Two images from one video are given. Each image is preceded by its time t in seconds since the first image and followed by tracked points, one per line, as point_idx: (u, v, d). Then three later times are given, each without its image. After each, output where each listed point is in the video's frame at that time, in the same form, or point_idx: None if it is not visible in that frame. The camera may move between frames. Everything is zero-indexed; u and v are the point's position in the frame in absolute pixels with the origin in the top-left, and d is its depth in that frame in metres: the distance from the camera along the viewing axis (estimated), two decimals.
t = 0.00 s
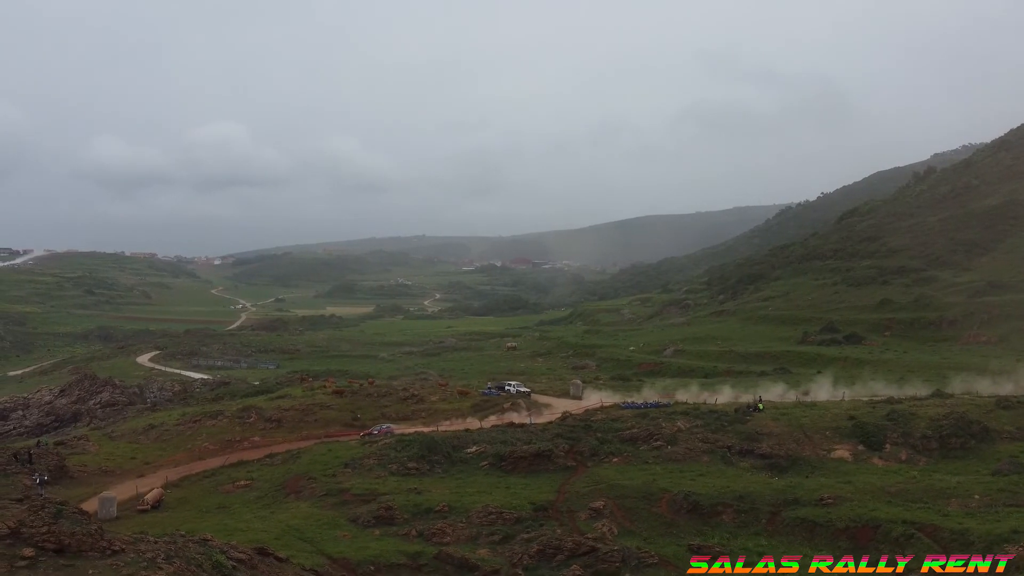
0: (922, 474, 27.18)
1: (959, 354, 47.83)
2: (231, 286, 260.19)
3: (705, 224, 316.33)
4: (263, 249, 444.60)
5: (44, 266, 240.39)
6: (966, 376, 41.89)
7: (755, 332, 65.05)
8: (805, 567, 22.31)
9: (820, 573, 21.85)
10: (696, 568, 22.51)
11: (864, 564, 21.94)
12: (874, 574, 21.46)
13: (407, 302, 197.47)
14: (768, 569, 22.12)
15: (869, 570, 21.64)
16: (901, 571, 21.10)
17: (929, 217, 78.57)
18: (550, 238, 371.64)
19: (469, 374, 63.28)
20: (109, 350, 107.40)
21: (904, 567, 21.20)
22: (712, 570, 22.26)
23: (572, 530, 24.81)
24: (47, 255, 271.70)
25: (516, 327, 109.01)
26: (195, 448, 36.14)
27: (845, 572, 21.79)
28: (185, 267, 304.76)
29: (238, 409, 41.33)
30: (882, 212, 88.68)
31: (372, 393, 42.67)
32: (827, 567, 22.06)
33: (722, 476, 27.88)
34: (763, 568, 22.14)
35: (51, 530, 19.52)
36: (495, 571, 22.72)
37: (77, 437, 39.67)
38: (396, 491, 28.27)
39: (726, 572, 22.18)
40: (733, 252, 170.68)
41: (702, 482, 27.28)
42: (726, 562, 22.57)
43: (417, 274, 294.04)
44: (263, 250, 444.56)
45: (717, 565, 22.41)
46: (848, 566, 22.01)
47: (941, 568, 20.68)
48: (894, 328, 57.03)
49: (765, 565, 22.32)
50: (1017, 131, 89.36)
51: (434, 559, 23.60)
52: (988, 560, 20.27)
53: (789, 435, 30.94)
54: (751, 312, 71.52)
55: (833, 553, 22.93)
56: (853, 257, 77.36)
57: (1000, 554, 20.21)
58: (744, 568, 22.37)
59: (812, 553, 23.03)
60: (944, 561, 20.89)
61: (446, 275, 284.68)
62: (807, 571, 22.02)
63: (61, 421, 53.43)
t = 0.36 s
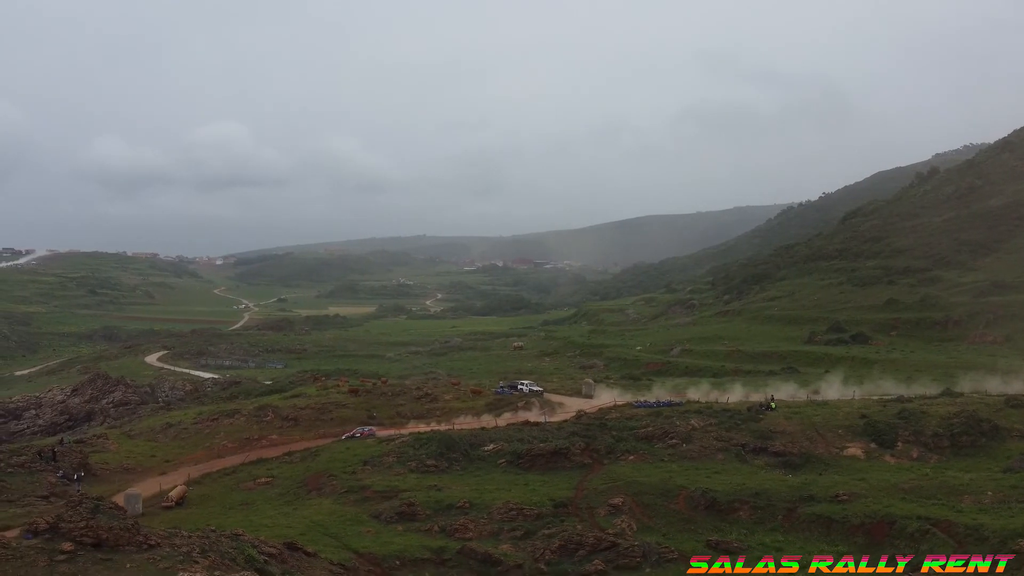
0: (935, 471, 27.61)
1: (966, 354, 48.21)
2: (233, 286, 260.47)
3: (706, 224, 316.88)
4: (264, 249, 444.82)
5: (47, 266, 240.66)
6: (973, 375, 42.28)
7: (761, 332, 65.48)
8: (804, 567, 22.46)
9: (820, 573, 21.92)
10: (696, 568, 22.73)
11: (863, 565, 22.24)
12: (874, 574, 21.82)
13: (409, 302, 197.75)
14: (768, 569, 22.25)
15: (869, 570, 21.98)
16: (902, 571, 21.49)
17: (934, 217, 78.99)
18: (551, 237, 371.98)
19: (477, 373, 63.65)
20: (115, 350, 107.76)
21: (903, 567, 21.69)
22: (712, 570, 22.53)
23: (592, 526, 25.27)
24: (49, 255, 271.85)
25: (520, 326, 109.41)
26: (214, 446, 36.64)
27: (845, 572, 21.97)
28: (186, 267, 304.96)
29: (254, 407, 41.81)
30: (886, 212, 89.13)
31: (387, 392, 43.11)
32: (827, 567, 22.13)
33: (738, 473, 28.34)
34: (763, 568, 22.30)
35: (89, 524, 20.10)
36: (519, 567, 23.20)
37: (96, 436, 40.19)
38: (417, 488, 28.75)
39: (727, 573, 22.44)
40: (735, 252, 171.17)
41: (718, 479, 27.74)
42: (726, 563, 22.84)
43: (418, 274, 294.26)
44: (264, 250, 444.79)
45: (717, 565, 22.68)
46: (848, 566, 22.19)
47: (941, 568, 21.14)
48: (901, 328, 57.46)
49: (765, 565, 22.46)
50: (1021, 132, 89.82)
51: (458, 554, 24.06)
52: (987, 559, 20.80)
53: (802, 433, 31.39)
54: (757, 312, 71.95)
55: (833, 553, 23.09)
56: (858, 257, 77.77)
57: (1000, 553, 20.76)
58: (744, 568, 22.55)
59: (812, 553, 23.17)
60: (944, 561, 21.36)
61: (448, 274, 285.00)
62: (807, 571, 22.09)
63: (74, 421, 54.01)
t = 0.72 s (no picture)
0: (947, 468, 28.07)
1: (973, 353, 48.67)
2: (235, 286, 260.92)
3: (707, 224, 317.43)
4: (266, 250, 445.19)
5: (50, 266, 241.08)
6: (980, 374, 42.77)
7: (768, 331, 65.99)
8: (804, 567, 22.66)
9: (820, 573, 22.15)
10: (695, 569, 22.84)
11: (863, 564, 22.38)
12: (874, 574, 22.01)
13: (412, 302, 198.13)
14: (768, 569, 22.55)
15: (869, 570, 22.15)
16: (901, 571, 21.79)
17: (938, 218, 79.54)
18: (553, 237, 372.40)
19: (486, 373, 64.14)
20: (122, 350, 108.25)
21: (904, 568, 21.97)
22: (712, 570, 22.73)
23: (612, 522, 25.75)
24: (52, 256, 272.26)
25: (525, 326, 109.89)
26: (233, 444, 37.19)
27: (845, 573, 22.10)
28: (188, 267, 305.41)
29: (271, 406, 42.30)
30: (890, 212, 89.64)
31: (401, 391, 43.58)
32: (827, 567, 22.36)
33: (753, 471, 28.83)
34: (763, 568, 22.60)
35: (126, 520, 20.68)
36: (542, 562, 23.67)
37: (115, 434, 40.78)
38: (438, 485, 29.25)
39: (727, 573, 22.71)
40: (738, 252, 171.76)
41: (735, 477, 28.23)
42: (726, 563, 23.10)
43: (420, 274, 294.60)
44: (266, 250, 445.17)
45: (717, 566, 22.94)
46: (848, 566, 22.30)
47: (941, 568, 21.53)
48: (907, 327, 57.97)
49: (765, 565, 22.75)
50: None
51: (482, 549, 24.55)
52: (987, 560, 21.26)
53: (815, 432, 31.92)
54: (763, 311, 72.45)
55: (832, 554, 23.26)
56: (863, 257, 78.29)
57: (999, 553, 21.24)
58: (744, 568, 22.85)
59: (824, 550, 23.56)
60: (944, 561, 21.73)
61: (450, 274, 285.57)
62: (807, 571, 22.35)
63: (89, 420, 54.91)
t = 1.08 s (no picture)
0: (959, 466, 28.53)
1: (979, 353, 49.12)
2: (238, 286, 261.49)
3: (709, 224, 317.99)
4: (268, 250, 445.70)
5: (53, 266, 241.56)
6: (988, 374, 43.25)
7: (775, 331, 66.46)
8: (805, 567, 23.01)
9: (820, 574, 22.55)
10: (696, 568, 23.02)
11: (864, 565, 22.67)
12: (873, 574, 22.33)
13: (415, 303, 198.61)
14: (768, 569, 22.94)
15: (869, 570, 22.46)
16: (902, 571, 22.16)
17: (943, 218, 80.05)
18: (554, 237, 372.89)
19: (496, 372, 64.65)
20: (129, 350, 108.83)
21: (903, 568, 22.33)
22: (713, 570, 23.00)
23: (631, 519, 26.22)
24: (55, 256, 273.01)
25: (530, 326, 110.32)
26: (251, 443, 37.74)
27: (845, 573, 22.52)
28: (190, 267, 306.02)
29: (287, 405, 42.83)
30: (895, 212, 90.14)
31: (415, 390, 44.05)
32: (827, 568, 22.75)
33: (768, 468, 29.32)
34: (763, 568, 22.99)
35: (161, 515, 21.32)
36: (564, 557, 24.15)
37: (133, 433, 41.42)
38: (457, 483, 29.74)
39: (727, 572, 23.05)
40: (741, 252, 172.25)
41: (750, 475, 28.73)
42: (726, 563, 23.44)
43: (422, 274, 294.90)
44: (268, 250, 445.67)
45: (717, 566, 23.22)
46: (848, 566, 22.70)
47: (941, 568, 21.90)
48: (913, 327, 58.49)
49: (765, 565, 23.16)
50: None
51: (504, 545, 25.04)
52: (987, 559, 21.61)
53: (828, 431, 32.38)
54: (769, 312, 72.96)
55: (832, 554, 23.62)
56: (868, 258, 78.77)
57: (999, 554, 21.67)
58: (744, 568, 23.28)
59: (841, 547, 24.02)
60: (944, 561, 22.10)
61: (452, 274, 286.20)
62: (807, 571, 22.73)
63: (103, 419, 56.01)
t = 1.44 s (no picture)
0: (971, 464, 29.03)
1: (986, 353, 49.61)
2: (240, 286, 262.13)
3: (710, 224, 318.59)
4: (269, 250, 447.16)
5: (56, 266, 242.30)
6: (996, 373, 43.77)
7: (782, 331, 66.98)
8: (805, 567, 23.33)
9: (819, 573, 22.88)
10: (696, 569, 23.32)
11: (863, 564, 22.90)
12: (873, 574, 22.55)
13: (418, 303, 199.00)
14: (768, 569, 23.31)
15: (869, 570, 22.68)
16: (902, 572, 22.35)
17: (948, 218, 80.55)
18: (555, 237, 373.35)
19: (505, 372, 65.13)
20: (136, 350, 109.62)
21: (904, 568, 22.57)
22: (711, 570, 23.22)
23: (651, 516, 26.73)
24: (58, 257, 273.47)
25: (535, 326, 110.90)
26: (270, 442, 38.42)
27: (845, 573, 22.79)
28: (193, 267, 306.66)
29: (303, 404, 43.45)
30: (899, 213, 90.67)
31: (429, 389, 44.55)
32: (827, 568, 23.06)
33: (783, 466, 29.86)
34: (763, 568, 23.34)
35: (197, 512, 21.99)
36: (586, 553, 24.67)
37: (153, 431, 42.30)
38: (477, 480, 30.27)
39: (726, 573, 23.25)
40: (744, 251, 172.77)
41: (766, 472, 29.25)
42: (725, 564, 23.65)
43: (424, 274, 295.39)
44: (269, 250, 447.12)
45: (716, 566, 23.44)
46: (848, 566, 22.96)
47: (941, 568, 22.25)
48: (919, 327, 59.00)
49: (765, 565, 23.49)
50: None
51: (527, 542, 25.55)
52: (987, 559, 21.98)
53: (841, 429, 32.88)
54: (775, 311, 73.51)
55: (834, 554, 23.88)
56: (874, 258, 79.30)
57: (999, 554, 22.10)
58: (743, 569, 23.52)
59: (858, 542, 24.53)
60: (946, 561, 22.43)
61: (455, 274, 286.93)
62: (807, 571, 23.08)
63: (117, 417, 56.87)
